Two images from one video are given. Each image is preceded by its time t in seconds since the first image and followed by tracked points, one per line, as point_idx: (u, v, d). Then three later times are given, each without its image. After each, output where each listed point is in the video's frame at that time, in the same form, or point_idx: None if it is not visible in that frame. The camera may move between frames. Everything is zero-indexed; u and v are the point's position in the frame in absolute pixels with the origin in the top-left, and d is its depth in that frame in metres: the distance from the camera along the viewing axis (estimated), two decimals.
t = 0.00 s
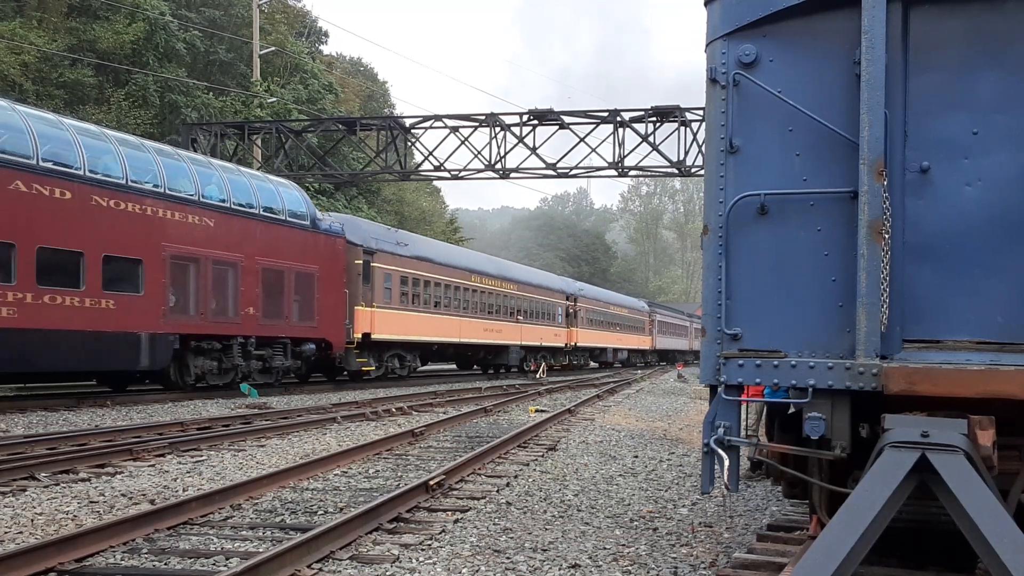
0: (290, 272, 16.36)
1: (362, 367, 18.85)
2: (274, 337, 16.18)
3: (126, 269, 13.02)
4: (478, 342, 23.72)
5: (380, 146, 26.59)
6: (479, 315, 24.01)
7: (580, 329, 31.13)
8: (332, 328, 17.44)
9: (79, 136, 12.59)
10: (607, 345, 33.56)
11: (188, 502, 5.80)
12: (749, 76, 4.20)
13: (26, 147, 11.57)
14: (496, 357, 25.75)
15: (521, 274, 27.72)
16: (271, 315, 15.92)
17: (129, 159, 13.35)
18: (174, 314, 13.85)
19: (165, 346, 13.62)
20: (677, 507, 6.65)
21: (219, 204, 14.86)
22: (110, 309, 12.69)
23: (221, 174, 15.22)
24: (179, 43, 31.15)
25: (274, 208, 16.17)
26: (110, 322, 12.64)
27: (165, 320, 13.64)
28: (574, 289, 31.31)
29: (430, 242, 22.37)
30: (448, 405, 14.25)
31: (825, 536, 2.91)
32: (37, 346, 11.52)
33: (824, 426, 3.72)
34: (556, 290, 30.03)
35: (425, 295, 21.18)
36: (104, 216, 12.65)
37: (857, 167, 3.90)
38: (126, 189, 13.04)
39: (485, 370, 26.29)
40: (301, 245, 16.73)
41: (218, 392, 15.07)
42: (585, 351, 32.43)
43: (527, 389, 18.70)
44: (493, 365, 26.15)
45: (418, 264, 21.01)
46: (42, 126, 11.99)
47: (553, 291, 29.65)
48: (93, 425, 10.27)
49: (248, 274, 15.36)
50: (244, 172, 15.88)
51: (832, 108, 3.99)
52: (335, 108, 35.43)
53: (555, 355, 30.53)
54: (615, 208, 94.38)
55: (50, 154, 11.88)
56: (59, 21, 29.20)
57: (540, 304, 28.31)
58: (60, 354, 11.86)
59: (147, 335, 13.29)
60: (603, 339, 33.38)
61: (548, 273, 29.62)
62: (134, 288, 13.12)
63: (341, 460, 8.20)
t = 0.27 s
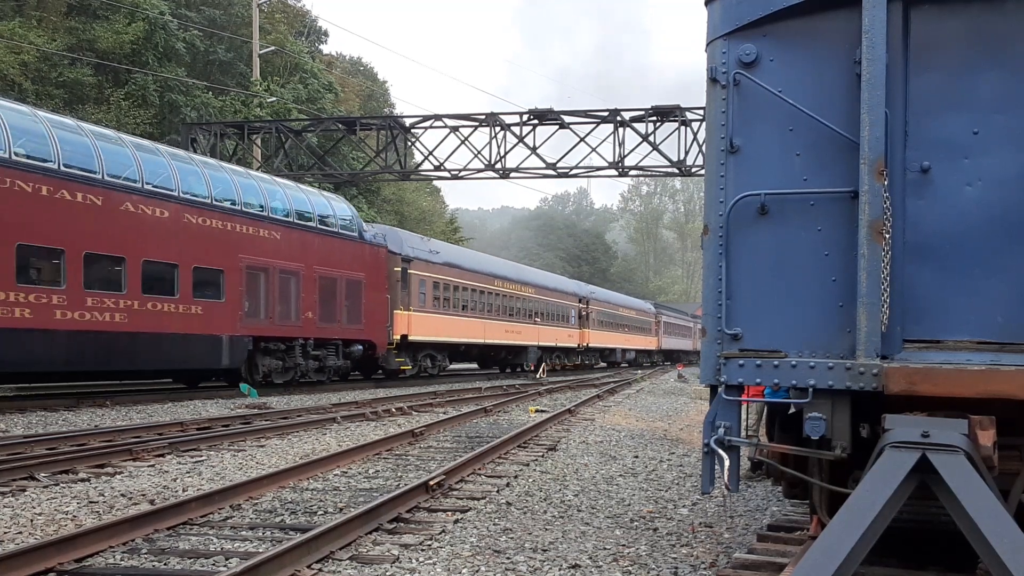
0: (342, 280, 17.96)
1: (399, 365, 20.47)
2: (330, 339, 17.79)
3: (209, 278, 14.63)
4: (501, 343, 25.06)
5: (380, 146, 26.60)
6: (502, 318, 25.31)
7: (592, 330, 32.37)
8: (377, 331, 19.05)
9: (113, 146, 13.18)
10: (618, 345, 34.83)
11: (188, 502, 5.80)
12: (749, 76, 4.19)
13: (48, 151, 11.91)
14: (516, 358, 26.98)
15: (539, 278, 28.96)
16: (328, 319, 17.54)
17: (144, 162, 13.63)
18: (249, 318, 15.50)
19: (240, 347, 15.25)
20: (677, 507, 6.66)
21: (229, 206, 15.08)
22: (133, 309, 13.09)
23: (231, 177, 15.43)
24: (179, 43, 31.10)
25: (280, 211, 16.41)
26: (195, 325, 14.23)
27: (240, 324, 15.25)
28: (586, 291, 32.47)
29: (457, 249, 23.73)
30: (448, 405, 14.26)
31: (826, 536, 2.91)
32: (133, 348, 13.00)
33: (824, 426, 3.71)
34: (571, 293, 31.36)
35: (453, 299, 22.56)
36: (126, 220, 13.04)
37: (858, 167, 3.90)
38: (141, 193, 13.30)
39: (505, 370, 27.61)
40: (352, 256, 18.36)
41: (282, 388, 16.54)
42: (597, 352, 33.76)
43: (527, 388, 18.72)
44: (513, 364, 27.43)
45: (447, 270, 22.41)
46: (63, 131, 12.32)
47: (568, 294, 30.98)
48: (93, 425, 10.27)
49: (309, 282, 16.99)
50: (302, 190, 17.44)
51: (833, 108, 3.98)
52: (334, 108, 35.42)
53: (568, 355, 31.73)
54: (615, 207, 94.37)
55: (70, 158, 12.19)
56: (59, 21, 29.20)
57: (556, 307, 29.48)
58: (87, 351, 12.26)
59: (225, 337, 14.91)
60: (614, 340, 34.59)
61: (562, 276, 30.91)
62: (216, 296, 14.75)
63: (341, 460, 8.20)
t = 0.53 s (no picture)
0: (383, 286, 19.55)
1: (431, 365, 22.37)
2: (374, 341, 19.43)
3: (278, 285, 16.15)
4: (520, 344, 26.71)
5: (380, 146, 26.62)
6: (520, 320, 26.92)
7: (602, 331, 33.74)
8: (413, 332, 20.70)
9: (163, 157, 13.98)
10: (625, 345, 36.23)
11: (188, 502, 5.80)
12: (749, 76, 4.19)
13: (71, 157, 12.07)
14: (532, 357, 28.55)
15: (553, 282, 30.45)
16: (373, 322, 19.15)
17: (161, 166, 13.82)
18: (311, 322, 17.07)
19: (302, 347, 16.80)
20: (677, 507, 6.66)
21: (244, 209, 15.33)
22: (193, 312, 14.03)
23: (244, 180, 15.66)
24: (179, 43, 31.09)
25: (314, 218, 17.37)
26: (266, 328, 15.70)
27: (303, 327, 16.77)
28: (596, 294, 33.91)
29: (477, 254, 25.41)
30: (448, 405, 14.27)
31: (826, 536, 2.91)
32: (218, 349, 14.52)
33: (824, 426, 3.71)
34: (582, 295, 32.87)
35: (474, 302, 24.21)
36: (184, 230, 13.96)
37: (858, 168, 3.90)
38: (161, 196, 13.52)
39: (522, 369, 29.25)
40: (393, 265, 20.03)
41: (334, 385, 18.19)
42: (606, 352, 35.25)
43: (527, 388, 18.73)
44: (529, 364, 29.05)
45: (468, 274, 24.10)
46: (85, 137, 12.47)
47: (579, 297, 32.45)
48: (93, 425, 10.28)
49: (359, 289, 18.59)
50: (349, 205, 19.00)
51: (833, 108, 3.98)
52: (334, 108, 35.42)
53: (579, 355, 33.18)
54: (615, 208, 94.42)
55: (93, 163, 12.37)
56: (59, 21, 29.24)
57: (567, 308, 30.93)
58: (126, 350, 12.75)
59: (290, 338, 16.43)
60: (621, 340, 36.02)
61: (573, 280, 32.38)
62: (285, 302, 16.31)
63: (341, 460, 8.20)
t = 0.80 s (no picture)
0: (419, 291, 21.08)
1: (459, 364, 23.91)
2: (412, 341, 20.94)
3: (330, 290, 17.63)
4: (539, 344, 27.88)
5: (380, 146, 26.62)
6: (539, 322, 28.27)
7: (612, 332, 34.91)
8: (446, 334, 22.33)
9: (222, 174, 15.26)
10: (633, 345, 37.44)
11: (188, 502, 5.80)
12: (749, 76, 4.19)
13: (93, 162, 12.39)
14: (549, 358, 29.76)
15: (567, 285, 31.72)
16: (411, 324, 20.65)
17: (178, 171, 14.15)
18: (359, 324, 18.54)
19: (352, 348, 18.35)
20: (677, 507, 6.65)
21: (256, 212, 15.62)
22: (264, 316, 15.63)
23: (256, 184, 15.98)
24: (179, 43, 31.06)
25: (361, 230, 18.97)
26: (321, 330, 17.19)
27: (352, 328, 18.26)
28: (607, 297, 35.10)
29: (498, 260, 26.80)
30: (448, 405, 14.27)
31: (825, 536, 2.91)
32: (281, 350, 15.98)
33: (824, 426, 3.71)
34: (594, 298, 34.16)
35: (496, 305, 25.57)
36: (256, 242, 15.58)
37: (858, 168, 3.90)
38: (208, 207, 14.45)
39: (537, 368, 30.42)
40: (427, 271, 21.57)
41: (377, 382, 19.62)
42: (616, 353, 36.48)
43: (527, 388, 18.73)
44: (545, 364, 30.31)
45: (491, 279, 25.47)
46: (105, 141, 12.79)
47: (591, 299, 33.67)
48: (93, 425, 10.28)
49: (398, 294, 20.07)
50: (387, 216, 20.47)
51: (833, 108, 3.98)
52: (334, 108, 35.43)
53: (590, 355, 34.50)
54: (615, 208, 94.46)
55: (115, 169, 12.66)
56: (59, 21, 29.28)
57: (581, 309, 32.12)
58: (212, 350, 14.34)
59: (341, 339, 17.91)
60: (630, 340, 37.22)
61: (585, 283, 33.59)
62: (336, 305, 17.77)
63: (341, 460, 8.20)
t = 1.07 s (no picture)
0: (450, 296, 22.74)
1: (484, 364, 25.33)
2: (443, 342, 22.55)
3: (373, 295, 19.17)
4: (555, 345, 29.14)
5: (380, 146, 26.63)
6: (556, 324, 29.52)
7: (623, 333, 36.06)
8: (474, 334, 24.00)
9: (280, 188, 16.70)
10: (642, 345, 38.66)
11: (188, 502, 5.80)
12: (749, 76, 4.19)
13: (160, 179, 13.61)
14: (564, 357, 31.04)
15: (581, 288, 32.87)
16: (443, 326, 22.21)
17: (194, 173, 14.45)
18: (399, 326, 20.08)
19: (393, 347, 19.94)
20: (677, 507, 6.65)
21: (267, 212, 15.88)
22: (322, 319, 17.24)
23: (293, 194, 17.02)
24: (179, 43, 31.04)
25: (400, 240, 20.64)
26: (368, 331, 18.79)
27: (393, 330, 19.83)
28: (618, 299, 36.21)
29: (519, 266, 28.11)
30: (448, 405, 14.27)
31: (825, 536, 2.91)
32: (332, 350, 17.54)
33: (824, 426, 3.71)
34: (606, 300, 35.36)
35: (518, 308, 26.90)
36: (315, 253, 17.21)
37: (858, 168, 3.90)
38: (276, 220, 16.09)
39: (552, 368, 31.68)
40: (456, 277, 23.16)
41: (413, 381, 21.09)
42: (626, 352, 37.69)
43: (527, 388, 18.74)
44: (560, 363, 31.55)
45: (513, 284, 26.79)
46: (127, 146, 13.20)
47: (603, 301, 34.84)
48: (93, 425, 10.29)
49: (432, 298, 21.70)
50: (421, 226, 22.05)
51: (833, 108, 3.98)
52: (334, 108, 35.43)
53: (602, 355, 35.70)
54: (615, 208, 94.50)
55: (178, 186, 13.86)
56: (59, 21, 29.31)
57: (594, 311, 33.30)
58: (279, 350, 15.98)
59: (383, 340, 19.46)
60: (640, 340, 38.44)
61: (597, 285, 34.72)
62: (379, 309, 19.31)
63: (341, 460, 8.20)
